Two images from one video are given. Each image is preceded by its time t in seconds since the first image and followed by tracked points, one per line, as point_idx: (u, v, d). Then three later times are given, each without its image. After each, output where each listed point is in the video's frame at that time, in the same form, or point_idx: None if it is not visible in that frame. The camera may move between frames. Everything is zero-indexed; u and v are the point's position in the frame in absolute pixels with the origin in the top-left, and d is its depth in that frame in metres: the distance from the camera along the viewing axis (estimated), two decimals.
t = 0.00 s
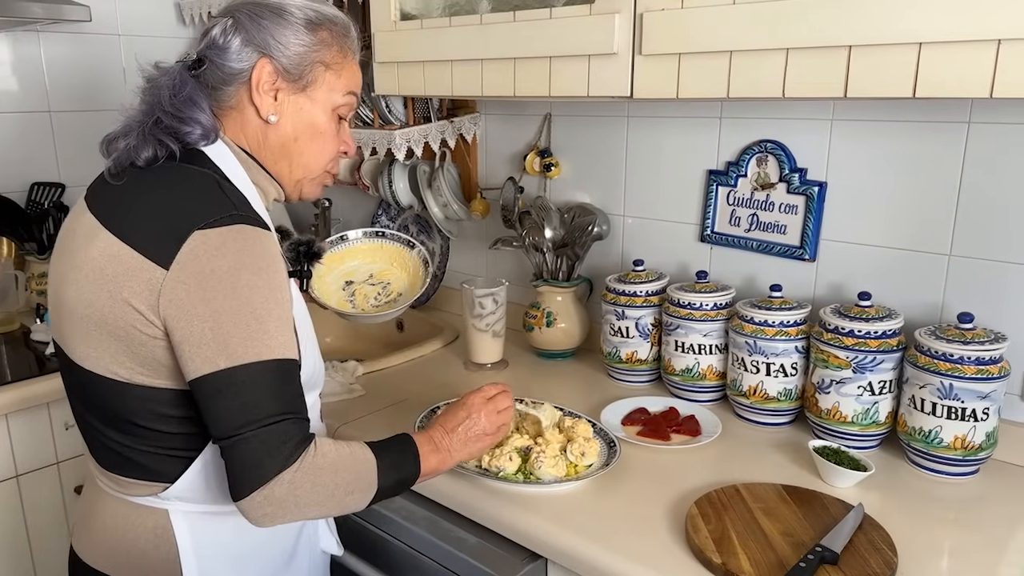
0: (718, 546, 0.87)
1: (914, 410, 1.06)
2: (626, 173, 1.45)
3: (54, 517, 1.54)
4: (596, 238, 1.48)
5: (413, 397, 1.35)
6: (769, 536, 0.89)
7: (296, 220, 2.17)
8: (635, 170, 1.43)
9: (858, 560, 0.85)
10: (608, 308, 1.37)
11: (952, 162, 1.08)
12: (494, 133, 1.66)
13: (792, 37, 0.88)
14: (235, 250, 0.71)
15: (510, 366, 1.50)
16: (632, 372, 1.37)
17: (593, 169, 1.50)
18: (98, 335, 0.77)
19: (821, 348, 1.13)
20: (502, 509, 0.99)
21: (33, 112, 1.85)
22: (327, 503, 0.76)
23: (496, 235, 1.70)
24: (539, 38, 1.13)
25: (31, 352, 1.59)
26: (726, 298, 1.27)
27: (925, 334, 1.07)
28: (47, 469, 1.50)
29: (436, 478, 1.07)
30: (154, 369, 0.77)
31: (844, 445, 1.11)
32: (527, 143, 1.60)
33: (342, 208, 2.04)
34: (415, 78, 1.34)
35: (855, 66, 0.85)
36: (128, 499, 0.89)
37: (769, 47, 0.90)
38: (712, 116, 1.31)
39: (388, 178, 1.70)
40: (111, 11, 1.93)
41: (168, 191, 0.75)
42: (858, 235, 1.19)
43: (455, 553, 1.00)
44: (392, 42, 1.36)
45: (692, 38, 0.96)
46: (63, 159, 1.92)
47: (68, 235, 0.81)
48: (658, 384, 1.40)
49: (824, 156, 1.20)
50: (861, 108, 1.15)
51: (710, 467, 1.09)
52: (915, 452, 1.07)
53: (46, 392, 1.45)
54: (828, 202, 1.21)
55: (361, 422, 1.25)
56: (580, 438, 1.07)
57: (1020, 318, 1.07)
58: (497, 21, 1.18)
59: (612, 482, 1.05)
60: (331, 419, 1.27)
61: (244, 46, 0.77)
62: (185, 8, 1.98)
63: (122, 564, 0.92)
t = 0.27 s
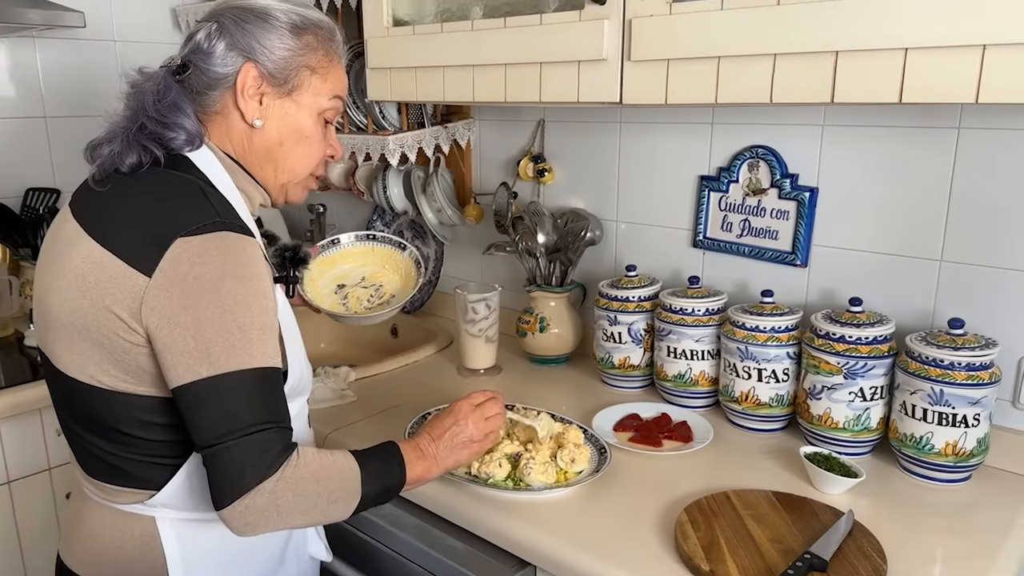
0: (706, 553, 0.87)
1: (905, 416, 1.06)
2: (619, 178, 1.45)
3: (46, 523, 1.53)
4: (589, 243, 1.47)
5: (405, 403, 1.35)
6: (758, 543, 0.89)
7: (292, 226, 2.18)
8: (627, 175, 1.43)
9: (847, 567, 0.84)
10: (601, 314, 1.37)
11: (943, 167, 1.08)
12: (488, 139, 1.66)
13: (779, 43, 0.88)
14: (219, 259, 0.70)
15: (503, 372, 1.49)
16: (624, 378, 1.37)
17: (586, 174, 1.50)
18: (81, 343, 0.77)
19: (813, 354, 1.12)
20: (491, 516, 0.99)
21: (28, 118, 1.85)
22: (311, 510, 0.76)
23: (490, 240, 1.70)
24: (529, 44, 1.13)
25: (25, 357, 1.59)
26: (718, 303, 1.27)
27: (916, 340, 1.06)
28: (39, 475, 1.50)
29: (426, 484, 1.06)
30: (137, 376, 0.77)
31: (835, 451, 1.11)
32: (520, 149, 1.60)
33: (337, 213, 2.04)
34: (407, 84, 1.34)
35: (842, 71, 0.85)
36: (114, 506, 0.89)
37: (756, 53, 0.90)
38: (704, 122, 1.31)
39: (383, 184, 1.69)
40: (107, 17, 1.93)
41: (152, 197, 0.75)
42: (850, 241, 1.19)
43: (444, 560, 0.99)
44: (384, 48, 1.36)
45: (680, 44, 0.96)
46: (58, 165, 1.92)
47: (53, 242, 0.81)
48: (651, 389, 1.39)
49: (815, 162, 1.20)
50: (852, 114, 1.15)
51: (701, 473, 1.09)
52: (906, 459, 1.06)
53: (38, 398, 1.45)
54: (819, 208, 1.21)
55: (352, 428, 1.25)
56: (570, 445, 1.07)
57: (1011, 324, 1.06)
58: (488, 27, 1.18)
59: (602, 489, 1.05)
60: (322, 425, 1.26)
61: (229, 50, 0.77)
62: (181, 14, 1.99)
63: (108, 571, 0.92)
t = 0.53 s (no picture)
0: (704, 570, 0.86)
1: (904, 433, 1.05)
2: (617, 194, 1.45)
3: (41, 541, 1.52)
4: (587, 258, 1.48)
5: (403, 419, 1.34)
6: (757, 561, 0.88)
7: (291, 242, 2.18)
8: (625, 191, 1.44)
9: None
10: (599, 329, 1.37)
11: (939, 184, 1.08)
12: (487, 155, 1.66)
13: (775, 60, 0.88)
14: (216, 279, 0.70)
15: (502, 388, 1.49)
16: (623, 394, 1.36)
17: (584, 191, 1.50)
18: (76, 361, 0.77)
19: (811, 370, 1.12)
20: (488, 533, 0.98)
21: (29, 134, 1.86)
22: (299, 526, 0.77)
23: (488, 256, 1.70)
24: (526, 61, 1.14)
25: (22, 373, 1.59)
26: (717, 319, 1.26)
27: (915, 356, 1.06)
28: (35, 491, 1.49)
29: (423, 501, 1.06)
30: (133, 395, 0.77)
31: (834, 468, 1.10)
32: (519, 165, 1.61)
33: (337, 229, 2.05)
34: (405, 101, 1.35)
35: (837, 88, 0.86)
36: (108, 525, 0.88)
37: (750, 70, 0.91)
38: (701, 138, 1.31)
39: (382, 200, 1.69)
40: (109, 35, 1.95)
41: (150, 215, 0.75)
42: (847, 257, 1.19)
43: None
44: (382, 65, 1.37)
45: (676, 61, 0.97)
46: (58, 181, 1.93)
47: (48, 259, 0.81)
48: (650, 406, 1.39)
49: (812, 178, 1.20)
50: (848, 130, 1.15)
51: (700, 490, 1.08)
52: (906, 476, 1.06)
53: (35, 414, 1.44)
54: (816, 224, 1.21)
55: (349, 445, 1.24)
56: (567, 461, 1.06)
57: (1009, 340, 1.06)
58: (486, 45, 1.19)
59: (600, 506, 1.04)
60: (319, 441, 1.26)
61: (230, 66, 0.78)
62: (182, 32, 2.00)
63: None
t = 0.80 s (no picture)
0: None
1: (910, 437, 1.05)
2: (620, 197, 1.45)
3: (41, 544, 1.52)
4: (590, 262, 1.47)
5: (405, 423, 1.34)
6: (762, 567, 0.88)
7: (294, 245, 2.18)
8: (629, 194, 1.43)
9: None
10: (602, 333, 1.36)
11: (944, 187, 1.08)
12: (489, 158, 1.66)
13: (779, 62, 0.88)
14: (231, 277, 0.71)
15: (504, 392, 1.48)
16: (625, 398, 1.36)
17: (587, 194, 1.50)
18: (90, 362, 0.76)
19: (815, 373, 1.11)
20: (491, 537, 0.98)
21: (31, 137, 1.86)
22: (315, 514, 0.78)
23: (491, 259, 1.70)
24: (530, 64, 1.13)
25: (23, 376, 1.58)
26: (720, 323, 1.26)
27: (920, 359, 1.06)
28: (35, 494, 1.49)
29: (425, 506, 1.05)
30: (149, 399, 0.76)
31: (839, 473, 1.09)
32: (521, 168, 1.60)
33: (338, 232, 2.04)
34: (408, 104, 1.35)
35: (842, 90, 0.85)
36: (119, 527, 0.87)
37: (755, 72, 0.91)
38: (704, 141, 1.31)
39: (384, 203, 1.69)
40: (112, 38, 1.95)
41: (160, 215, 0.74)
42: (852, 260, 1.18)
43: None
44: (385, 68, 1.36)
45: (680, 63, 0.97)
46: (60, 184, 1.93)
47: (52, 259, 0.80)
48: (653, 410, 1.38)
49: (817, 181, 1.20)
50: (853, 132, 1.15)
51: (704, 495, 1.08)
52: (912, 480, 1.05)
53: (36, 417, 1.44)
54: (821, 227, 1.21)
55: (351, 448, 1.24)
56: (571, 465, 1.06)
57: (1015, 343, 1.06)
58: (489, 47, 1.18)
59: (603, 510, 1.03)
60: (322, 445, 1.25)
61: (246, 69, 0.78)
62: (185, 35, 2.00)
63: None
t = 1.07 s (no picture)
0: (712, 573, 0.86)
1: (913, 435, 1.04)
2: (622, 196, 1.44)
3: (43, 542, 1.52)
4: (592, 260, 1.47)
5: (407, 421, 1.34)
6: (765, 564, 0.87)
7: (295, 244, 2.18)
8: (631, 193, 1.43)
9: None
10: (604, 331, 1.36)
11: (948, 185, 1.08)
12: (491, 156, 1.66)
13: (782, 59, 0.88)
14: (258, 253, 0.77)
15: (506, 390, 1.48)
16: (627, 396, 1.35)
17: (589, 192, 1.50)
18: (111, 347, 0.79)
19: (818, 372, 1.11)
20: (493, 535, 0.97)
21: (32, 136, 1.86)
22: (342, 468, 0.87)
23: (492, 257, 1.70)
24: (532, 61, 1.13)
25: (25, 374, 1.58)
26: (722, 321, 1.26)
27: (924, 357, 1.05)
28: (36, 493, 1.49)
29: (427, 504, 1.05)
30: (171, 381, 0.79)
31: (842, 471, 1.09)
32: (523, 167, 1.60)
33: (340, 231, 2.04)
34: (410, 102, 1.35)
35: (846, 87, 0.85)
36: (139, 509, 0.90)
37: (758, 69, 0.90)
38: (706, 139, 1.31)
39: (385, 202, 1.69)
40: (113, 36, 1.95)
41: (182, 204, 0.79)
42: (855, 258, 1.18)
43: None
44: (387, 66, 1.36)
45: (683, 60, 0.96)
46: (62, 182, 1.93)
47: (66, 249, 0.82)
48: (655, 408, 1.38)
49: (819, 178, 1.19)
50: (856, 130, 1.14)
51: (707, 493, 1.07)
52: (915, 479, 1.05)
53: (36, 415, 1.43)
54: (824, 224, 1.20)
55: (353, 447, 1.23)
56: (573, 463, 1.05)
57: (1019, 341, 1.05)
58: (491, 45, 1.18)
59: (606, 508, 1.03)
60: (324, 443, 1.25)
61: (257, 69, 0.84)
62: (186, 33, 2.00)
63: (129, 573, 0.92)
